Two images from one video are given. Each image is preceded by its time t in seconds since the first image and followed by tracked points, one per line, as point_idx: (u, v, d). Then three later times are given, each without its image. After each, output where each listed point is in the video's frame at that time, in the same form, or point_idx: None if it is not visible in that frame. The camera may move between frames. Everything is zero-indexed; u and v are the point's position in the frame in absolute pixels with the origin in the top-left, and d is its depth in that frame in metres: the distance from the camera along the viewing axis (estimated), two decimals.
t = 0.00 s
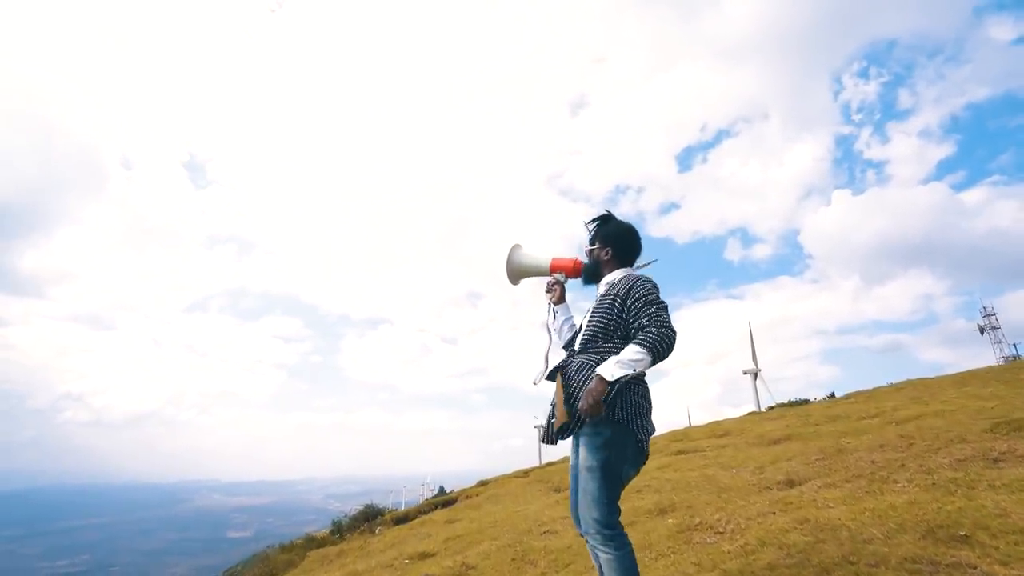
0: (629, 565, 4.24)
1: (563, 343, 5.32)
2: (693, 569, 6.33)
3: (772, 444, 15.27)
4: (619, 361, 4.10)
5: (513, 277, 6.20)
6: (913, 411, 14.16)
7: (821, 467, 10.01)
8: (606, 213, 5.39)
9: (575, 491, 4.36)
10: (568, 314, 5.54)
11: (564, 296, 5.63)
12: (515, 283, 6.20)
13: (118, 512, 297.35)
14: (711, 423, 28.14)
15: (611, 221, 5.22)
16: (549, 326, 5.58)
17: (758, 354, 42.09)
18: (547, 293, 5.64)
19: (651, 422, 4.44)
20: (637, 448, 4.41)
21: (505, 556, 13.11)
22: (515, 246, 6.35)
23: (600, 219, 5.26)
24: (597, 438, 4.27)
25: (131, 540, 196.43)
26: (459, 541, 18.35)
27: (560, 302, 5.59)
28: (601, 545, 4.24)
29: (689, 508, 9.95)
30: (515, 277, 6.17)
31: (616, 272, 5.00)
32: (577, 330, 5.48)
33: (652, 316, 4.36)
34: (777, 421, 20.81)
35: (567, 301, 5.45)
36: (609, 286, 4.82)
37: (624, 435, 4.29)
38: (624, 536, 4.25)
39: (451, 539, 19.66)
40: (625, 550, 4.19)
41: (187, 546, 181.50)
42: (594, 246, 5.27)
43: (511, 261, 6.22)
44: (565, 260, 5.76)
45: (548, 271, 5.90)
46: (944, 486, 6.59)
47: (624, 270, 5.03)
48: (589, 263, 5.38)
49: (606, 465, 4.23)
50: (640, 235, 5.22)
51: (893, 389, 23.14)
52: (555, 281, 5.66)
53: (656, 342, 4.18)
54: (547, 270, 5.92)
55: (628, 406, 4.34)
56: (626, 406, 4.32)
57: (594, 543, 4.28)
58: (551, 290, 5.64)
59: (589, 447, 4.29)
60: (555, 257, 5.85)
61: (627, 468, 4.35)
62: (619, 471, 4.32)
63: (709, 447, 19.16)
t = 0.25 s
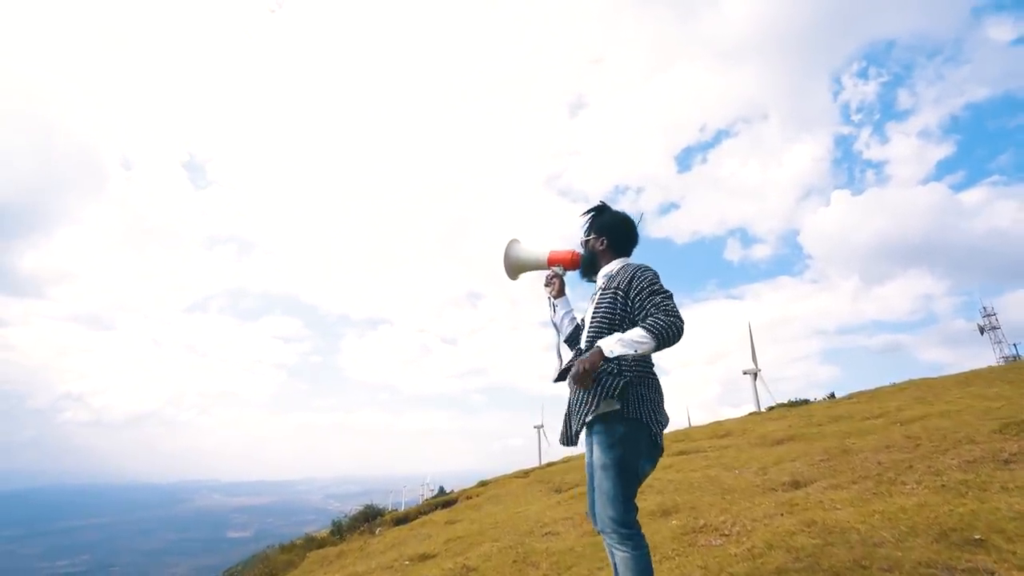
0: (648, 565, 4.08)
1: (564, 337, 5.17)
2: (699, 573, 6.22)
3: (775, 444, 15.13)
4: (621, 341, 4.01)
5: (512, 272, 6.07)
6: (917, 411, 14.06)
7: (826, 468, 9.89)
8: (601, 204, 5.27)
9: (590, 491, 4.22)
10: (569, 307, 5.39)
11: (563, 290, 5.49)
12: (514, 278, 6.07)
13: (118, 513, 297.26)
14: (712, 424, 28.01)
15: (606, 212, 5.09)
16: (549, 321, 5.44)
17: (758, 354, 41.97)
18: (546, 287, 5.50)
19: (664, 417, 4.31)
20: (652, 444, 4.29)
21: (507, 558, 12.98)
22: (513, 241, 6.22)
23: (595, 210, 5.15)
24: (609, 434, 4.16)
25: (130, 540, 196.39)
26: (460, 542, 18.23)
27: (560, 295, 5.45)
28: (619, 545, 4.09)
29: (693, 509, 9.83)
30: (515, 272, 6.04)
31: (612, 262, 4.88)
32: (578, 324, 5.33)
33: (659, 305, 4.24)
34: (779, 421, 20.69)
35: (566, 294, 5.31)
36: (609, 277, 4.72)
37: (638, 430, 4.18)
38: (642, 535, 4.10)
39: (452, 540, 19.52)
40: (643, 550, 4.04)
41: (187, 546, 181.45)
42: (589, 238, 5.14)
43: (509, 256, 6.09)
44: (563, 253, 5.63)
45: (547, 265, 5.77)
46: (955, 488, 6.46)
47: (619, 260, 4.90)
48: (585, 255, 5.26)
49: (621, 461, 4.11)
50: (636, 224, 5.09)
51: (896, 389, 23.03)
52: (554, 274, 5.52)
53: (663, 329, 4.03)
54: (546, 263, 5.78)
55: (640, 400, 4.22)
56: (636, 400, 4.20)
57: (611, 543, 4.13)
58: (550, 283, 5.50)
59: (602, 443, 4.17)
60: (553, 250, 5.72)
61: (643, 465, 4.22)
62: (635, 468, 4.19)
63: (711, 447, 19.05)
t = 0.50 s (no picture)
0: None
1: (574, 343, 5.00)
2: None
3: (778, 445, 14.99)
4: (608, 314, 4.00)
5: (521, 273, 5.95)
6: (922, 411, 13.91)
7: (832, 468, 9.74)
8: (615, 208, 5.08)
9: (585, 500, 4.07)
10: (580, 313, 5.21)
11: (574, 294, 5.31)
12: (523, 279, 5.94)
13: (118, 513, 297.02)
14: (714, 424, 27.86)
15: (623, 216, 4.90)
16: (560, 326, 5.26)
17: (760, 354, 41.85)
18: (555, 290, 5.33)
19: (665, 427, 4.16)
20: (651, 453, 4.14)
21: (509, 560, 12.85)
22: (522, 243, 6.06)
23: (610, 215, 4.95)
24: (607, 442, 4.00)
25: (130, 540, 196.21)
26: (461, 543, 18.10)
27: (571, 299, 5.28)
28: (611, 556, 3.94)
29: (697, 511, 9.69)
30: (523, 274, 5.93)
31: (632, 269, 4.70)
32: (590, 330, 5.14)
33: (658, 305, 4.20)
34: (782, 421, 20.53)
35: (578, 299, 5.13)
36: (621, 281, 4.53)
37: (637, 439, 4.03)
38: (636, 547, 3.95)
39: (453, 541, 19.39)
40: (639, 563, 3.90)
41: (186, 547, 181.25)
42: (606, 243, 4.94)
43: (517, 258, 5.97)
44: (575, 256, 5.46)
45: (556, 267, 5.61)
46: (968, 489, 6.31)
47: (640, 267, 4.72)
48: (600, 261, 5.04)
49: (619, 471, 3.95)
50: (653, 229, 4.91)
51: (899, 388, 22.89)
52: (564, 277, 5.34)
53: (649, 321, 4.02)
54: (555, 266, 5.63)
55: (640, 408, 4.07)
56: (636, 408, 4.05)
57: (603, 554, 3.98)
58: (560, 287, 5.33)
59: (600, 450, 3.99)
60: (564, 253, 5.55)
61: (640, 475, 4.07)
62: (632, 478, 4.04)
63: (713, 447, 18.91)
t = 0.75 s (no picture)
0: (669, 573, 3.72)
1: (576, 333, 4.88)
2: None
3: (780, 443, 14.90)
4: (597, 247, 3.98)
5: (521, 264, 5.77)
6: (925, 410, 13.83)
7: (837, 467, 9.66)
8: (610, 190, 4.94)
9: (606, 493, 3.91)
10: (579, 301, 5.11)
11: (574, 282, 5.16)
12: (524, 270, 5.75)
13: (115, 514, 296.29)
14: (714, 423, 27.79)
15: (619, 199, 4.78)
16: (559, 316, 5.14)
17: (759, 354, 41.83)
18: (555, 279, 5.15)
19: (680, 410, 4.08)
20: (670, 443, 4.02)
21: (510, 560, 12.74)
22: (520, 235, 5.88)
23: (605, 197, 4.82)
24: (626, 430, 3.89)
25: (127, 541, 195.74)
26: (460, 544, 17.98)
27: (570, 288, 5.14)
28: (637, 550, 3.74)
29: (701, 510, 9.59)
30: (524, 266, 5.72)
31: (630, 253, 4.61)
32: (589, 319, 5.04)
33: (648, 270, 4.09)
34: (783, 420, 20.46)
35: (578, 288, 5.01)
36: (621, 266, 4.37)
37: (656, 425, 3.92)
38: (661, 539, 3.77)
39: (452, 541, 19.28)
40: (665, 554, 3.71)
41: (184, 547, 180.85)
42: (601, 227, 4.83)
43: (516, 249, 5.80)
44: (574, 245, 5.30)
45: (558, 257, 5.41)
46: (978, 487, 6.22)
47: (637, 251, 4.64)
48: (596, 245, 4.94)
49: (640, 459, 3.82)
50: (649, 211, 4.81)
51: (900, 388, 22.84)
52: (564, 266, 5.14)
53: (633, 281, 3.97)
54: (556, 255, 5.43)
55: (658, 393, 3.98)
56: (655, 392, 3.97)
57: (628, 548, 3.78)
58: (560, 276, 5.15)
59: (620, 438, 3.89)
60: (565, 242, 5.35)
61: (662, 465, 3.94)
62: (653, 466, 3.91)
63: (714, 446, 18.82)
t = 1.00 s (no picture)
0: None
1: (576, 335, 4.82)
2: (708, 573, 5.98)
3: (771, 443, 14.95)
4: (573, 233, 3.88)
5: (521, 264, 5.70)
6: (914, 409, 13.92)
7: (829, 465, 9.69)
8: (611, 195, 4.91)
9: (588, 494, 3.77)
10: (580, 303, 5.05)
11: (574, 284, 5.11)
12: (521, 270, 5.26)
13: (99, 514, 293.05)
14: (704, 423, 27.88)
15: (620, 202, 4.74)
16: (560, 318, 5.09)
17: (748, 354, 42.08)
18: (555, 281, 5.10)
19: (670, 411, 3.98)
20: (655, 444, 3.93)
21: (501, 560, 12.70)
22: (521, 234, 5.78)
23: (607, 201, 4.78)
24: (613, 431, 3.74)
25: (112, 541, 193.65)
26: (451, 543, 17.92)
27: (570, 290, 5.09)
28: (617, 553, 3.66)
29: (693, 508, 9.59)
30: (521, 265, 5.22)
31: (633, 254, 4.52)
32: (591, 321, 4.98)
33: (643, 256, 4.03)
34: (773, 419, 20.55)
35: (579, 289, 4.95)
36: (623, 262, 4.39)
37: (644, 428, 3.80)
38: (642, 543, 3.70)
39: (443, 540, 19.20)
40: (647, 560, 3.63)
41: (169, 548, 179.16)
42: (603, 230, 4.75)
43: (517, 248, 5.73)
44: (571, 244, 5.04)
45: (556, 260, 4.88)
46: (971, 485, 6.24)
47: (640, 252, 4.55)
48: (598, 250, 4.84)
49: (626, 464, 3.68)
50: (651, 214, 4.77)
51: (888, 388, 23.01)
52: (564, 268, 5.08)
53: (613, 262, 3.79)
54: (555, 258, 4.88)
55: (647, 390, 3.88)
56: (644, 387, 3.87)
57: (607, 551, 3.69)
58: (560, 277, 5.08)
59: (606, 439, 3.73)
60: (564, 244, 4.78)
61: (647, 467, 3.84)
62: (638, 470, 3.80)
63: (705, 446, 18.86)
